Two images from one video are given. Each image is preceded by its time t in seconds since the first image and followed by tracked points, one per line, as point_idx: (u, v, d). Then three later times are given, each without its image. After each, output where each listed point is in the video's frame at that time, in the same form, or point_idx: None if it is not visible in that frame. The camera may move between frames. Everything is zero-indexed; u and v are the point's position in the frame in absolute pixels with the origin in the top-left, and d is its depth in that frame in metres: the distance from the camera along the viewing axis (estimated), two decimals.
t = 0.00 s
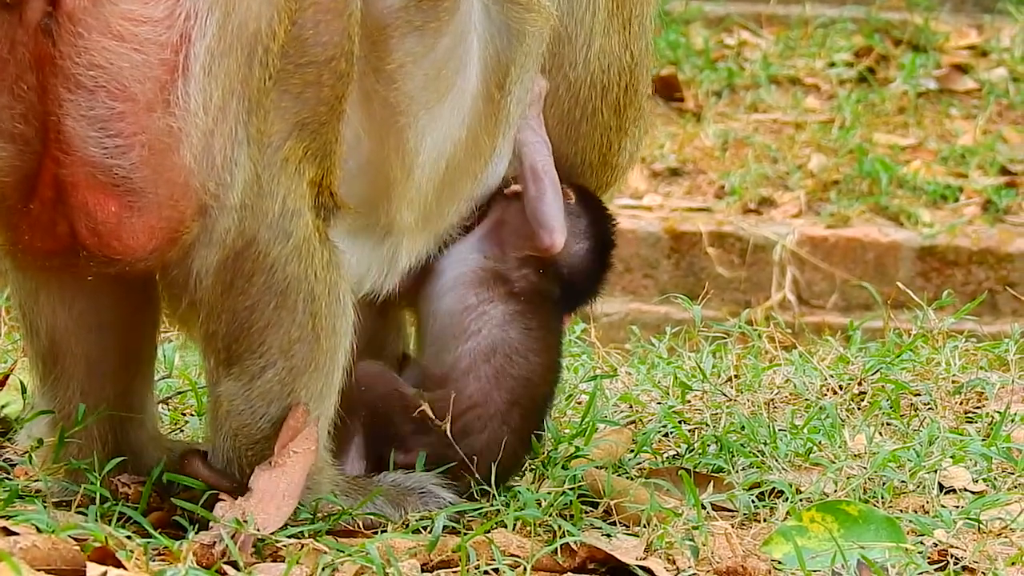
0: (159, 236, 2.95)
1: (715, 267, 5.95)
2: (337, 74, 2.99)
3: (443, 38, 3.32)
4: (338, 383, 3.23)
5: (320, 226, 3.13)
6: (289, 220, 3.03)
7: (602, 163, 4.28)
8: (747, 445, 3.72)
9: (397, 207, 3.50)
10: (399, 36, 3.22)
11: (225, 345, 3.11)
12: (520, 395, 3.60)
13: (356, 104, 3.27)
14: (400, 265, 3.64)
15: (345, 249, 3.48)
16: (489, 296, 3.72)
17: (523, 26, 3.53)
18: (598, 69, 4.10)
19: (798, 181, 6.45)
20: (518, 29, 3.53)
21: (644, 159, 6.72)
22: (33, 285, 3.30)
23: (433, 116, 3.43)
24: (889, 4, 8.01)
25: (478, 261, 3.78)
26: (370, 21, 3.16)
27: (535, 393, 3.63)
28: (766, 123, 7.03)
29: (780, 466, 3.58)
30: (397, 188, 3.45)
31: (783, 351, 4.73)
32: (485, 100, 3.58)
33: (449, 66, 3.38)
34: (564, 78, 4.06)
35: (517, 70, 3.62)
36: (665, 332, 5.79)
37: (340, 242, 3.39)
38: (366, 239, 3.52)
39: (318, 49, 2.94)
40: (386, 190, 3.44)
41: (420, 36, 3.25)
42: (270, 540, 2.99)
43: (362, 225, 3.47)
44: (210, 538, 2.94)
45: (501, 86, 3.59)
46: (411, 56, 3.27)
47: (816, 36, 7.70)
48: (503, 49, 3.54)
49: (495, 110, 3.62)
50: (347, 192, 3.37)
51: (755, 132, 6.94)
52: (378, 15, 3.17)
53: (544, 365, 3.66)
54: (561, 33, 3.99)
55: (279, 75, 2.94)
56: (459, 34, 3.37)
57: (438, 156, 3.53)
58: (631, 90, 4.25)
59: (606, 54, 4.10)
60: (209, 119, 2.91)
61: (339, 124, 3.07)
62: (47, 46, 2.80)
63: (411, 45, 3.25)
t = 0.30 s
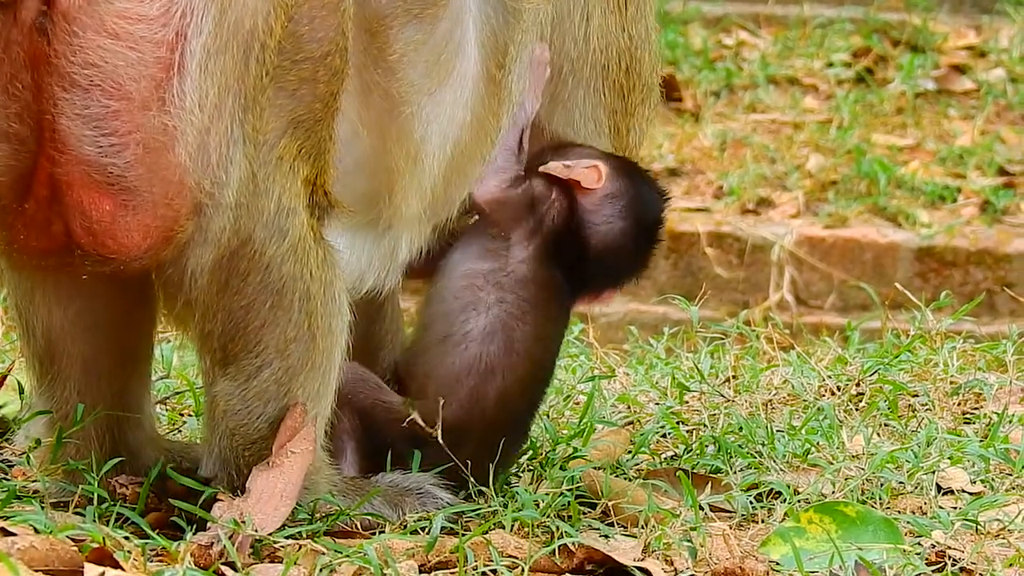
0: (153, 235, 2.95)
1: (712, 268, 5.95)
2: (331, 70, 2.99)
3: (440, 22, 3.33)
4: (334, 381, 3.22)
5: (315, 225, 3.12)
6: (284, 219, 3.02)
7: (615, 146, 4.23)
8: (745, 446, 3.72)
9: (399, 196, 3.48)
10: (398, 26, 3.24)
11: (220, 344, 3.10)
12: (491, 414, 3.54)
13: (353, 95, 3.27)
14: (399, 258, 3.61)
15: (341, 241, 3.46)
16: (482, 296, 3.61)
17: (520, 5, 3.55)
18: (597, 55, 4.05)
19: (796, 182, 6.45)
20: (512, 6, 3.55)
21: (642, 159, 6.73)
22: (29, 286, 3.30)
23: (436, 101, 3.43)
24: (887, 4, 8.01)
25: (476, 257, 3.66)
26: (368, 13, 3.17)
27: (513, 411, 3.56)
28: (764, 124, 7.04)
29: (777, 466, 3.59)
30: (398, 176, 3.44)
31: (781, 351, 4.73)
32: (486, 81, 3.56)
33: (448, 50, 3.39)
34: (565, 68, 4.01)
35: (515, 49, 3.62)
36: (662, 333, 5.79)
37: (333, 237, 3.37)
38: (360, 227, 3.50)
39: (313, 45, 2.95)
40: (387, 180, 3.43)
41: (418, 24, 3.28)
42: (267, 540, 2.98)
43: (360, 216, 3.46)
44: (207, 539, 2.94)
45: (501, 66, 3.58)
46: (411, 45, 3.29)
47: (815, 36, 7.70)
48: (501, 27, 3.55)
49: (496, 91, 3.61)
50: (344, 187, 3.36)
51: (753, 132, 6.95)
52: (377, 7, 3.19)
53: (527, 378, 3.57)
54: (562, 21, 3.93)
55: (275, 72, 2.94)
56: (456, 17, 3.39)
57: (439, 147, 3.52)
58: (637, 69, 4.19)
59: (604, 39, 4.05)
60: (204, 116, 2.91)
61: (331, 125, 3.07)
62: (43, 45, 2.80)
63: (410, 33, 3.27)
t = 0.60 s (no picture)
0: (147, 238, 2.94)
1: (711, 269, 5.96)
2: (326, 73, 3.01)
3: (430, 28, 3.32)
4: (329, 382, 3.23)
5: (309, 228, 3.13)
6: (278, 222, 3.03)
7: (610, 147, 4.18)
8: (744, 448, 3.72)
9: (391, 194, 3.50)
10: (392, 28, 3.23)
11: (215, 347, 3.10)
12: (509, 392, 3.73)
13: (346, 96, 3.26)
14: (389, 256, 3.65)
15: (334, 241, 3.47)
16: (480, 273, 3.82)
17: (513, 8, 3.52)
18: (595, 52, 3.99)
19: (795, 183, 6.46)
20: (507, 9, 3.52)
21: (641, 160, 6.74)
22: (26, 290, 3.29)
23: (425, 104, 3.43)
24: (886, 6, 8.01)
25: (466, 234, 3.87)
26: (361, 16, 3.16)
27: (526, 385, 3.75)
28: (763, 126, 7.04)
29: (777, 469, 3.59)
30: (389, 176, 3.45)
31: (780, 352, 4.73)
32: (475, 83, 3.56)
33: (438, 53, 3.38)
34: (559, 62, 3.98)
35: (508, 51, 3.59)
36: (661, 334, 5.79)
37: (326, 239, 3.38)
38: (353, 228, 3.51)
39: (308, 49, 2.96)
40: (379, 180, 3.43)
41: (411, 27, 3.27)
42: (266, 542, 2.98)
43: (352, 215, 3.47)
44: (207, 539, 2.93)
45: (491, 70, 3.56)
46: (402, 48, 3.28)
47: (814, 38, 7.71)
48: (492, 30, 3.52)
49: (485, 94, 3.59)
50: (337, 188, 3.37)
51: (752, 134, 6.95)
52: (371, 9, 3.17)
53: (534, 346, 3.78)
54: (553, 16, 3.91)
55: (270, 77, 2.95)
56: (448, 19, 3.37)
57: (429, 148, 3.53)
58: (639, 70, 4.12)
59: (602, 37, 3.99)
60: (197, 120, 2.90)
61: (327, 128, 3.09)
62: (36, 47, 2.81)
63: (402, 37, 3.26)
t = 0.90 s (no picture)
0: (148, 240, 2.94)
1: (707, 270, 5.95)
2: (324, 72, 3.02)
3: (426, 21, 3.33)
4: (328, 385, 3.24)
5: (308, 229, 3.14)
6: (278, 223, 3.04)
7: (607, 139, 4.15)
8: (741, 449, 3.71)
9: (386, 192, 3.50)
10: (389, 24, 3.24)
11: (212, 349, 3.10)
12: (537, 400, 3.73)
13: (344, 94, 3.27)
14: (384, 254, 3.65)
15: (330, 240, 3.46)
16: (505, 289, 3.81)
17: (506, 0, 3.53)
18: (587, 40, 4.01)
19: (791, 183, 6.46)
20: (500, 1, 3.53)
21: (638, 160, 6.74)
22: (23, 294, 3.28)
23: (422, 99, 3.44)
24: (882, 5, 8.02)
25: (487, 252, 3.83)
26: (358, 13, 3.17)
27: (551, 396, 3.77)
28: (759, 126, 7.05)
29: (773, 470, 3.58)
30: (384, 173, 3.45)
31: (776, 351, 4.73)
32: (472, 75, 3.56)
33: (435, 47, 3.39)
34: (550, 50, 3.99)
35: (503, 45, 3.61)
36: (658, 335, 5.79)
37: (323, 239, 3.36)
38: (348, 225, 3.50)
39: (307, 48, 2.98)
40: (374, 178, 3.43)
41: (408, 22, 3.28)
42: (263, 544, 2.98)
43: (348, 214, 3.47)
44: (203, 541, 2.92)
45: (487, 62, 3.57)
46: (400, 44, 3.29)
47: (810, 38, 7.71)
48: (486, 22, 3.53)
49: (482, 88, 3.60)
50: (334, 190, 3.37)
51: (748, 134, 6.96)
52: (367, 7, 3.18)
53: (557, 358, 3.82)
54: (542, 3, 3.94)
55: (270, 76, 2.96)
56: (443, 14, 3.38)
57: (426, 144, 3.53)
58: (632, 61, 4.12)
59: (593, 25, 4.01)
60: (198, 121, 2.90)
61: (324, 128, 3.10)
62: (36, 50, 2.79)
63: (400, 32, 3.27)
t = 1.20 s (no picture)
0: (142, 240, 2.94)
1: (706, 273, 5.95)
2: (319, 73, 3.02)
3: (422, 19, 3.33)
4: (324, 386, 3.23)
5: (302, 229, 3.13)
6: (272, 223, 3.03)
7: (591, 146, 4.15)
8: (739, 451, 3.72)
9: (382, 192, 3.49)
10: (387, 23, 3.25)
11: (209, 350, 3.09)
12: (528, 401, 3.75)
13: (341, 94, 3.27)
14: (381, 255, 3.63)
15: (327, 242, 3.45)
16: (482, 305, 3.82)
17: None
18: (579, 46, 3.96)
19: (790, 188, 6.46)
20: None
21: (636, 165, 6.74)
22: (19, 296, 3.30)
23: (418, 98, 3.43)
24: (881, 11, 8.02)
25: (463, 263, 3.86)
26: (355, 12, 3.18)
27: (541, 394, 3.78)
28: (758, 129, 7.05)
29: (772, 472, 3.58)
30: (379, 173, 3.44)
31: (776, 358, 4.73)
32: (470, 73, 3.55)
33: (430, 46, 3.39)
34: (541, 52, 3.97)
35: (499, 42, 3.60)
36: (656, 338, 5.79)
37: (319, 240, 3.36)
38: (345, 226, 3.49)
39: (301, 48, 2.97)
40: (369, 178, 3.43)
41: (405, 21, 3.28)
42: (261, 544, 2.98)
43: (345, 215, 3.46)
44: (202, 541, 2.92)
45: (485, 58, 3.56)
46: (399, 41, 3.29)
47: (809, 43, 7.72)
48: (484, 18, 3.51)
49: (479, 85, 3.59)
50: (331, 190, 3.35)
51: (747, 138, 6.96)
52: (364, 6, 3.19)
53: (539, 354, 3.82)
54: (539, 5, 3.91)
55: (265, 75, 2.95)
56: (439, 13, 3.38)
57: (422, 143, 3.53)
58: (624, 70, 4.06)
59: (589, 29, 3.95)
60: (191, 121, 2.90)
61: (320, 129, 3.10)
62: (29, 52, 2.78)
63: (397, 31, 3.28)
